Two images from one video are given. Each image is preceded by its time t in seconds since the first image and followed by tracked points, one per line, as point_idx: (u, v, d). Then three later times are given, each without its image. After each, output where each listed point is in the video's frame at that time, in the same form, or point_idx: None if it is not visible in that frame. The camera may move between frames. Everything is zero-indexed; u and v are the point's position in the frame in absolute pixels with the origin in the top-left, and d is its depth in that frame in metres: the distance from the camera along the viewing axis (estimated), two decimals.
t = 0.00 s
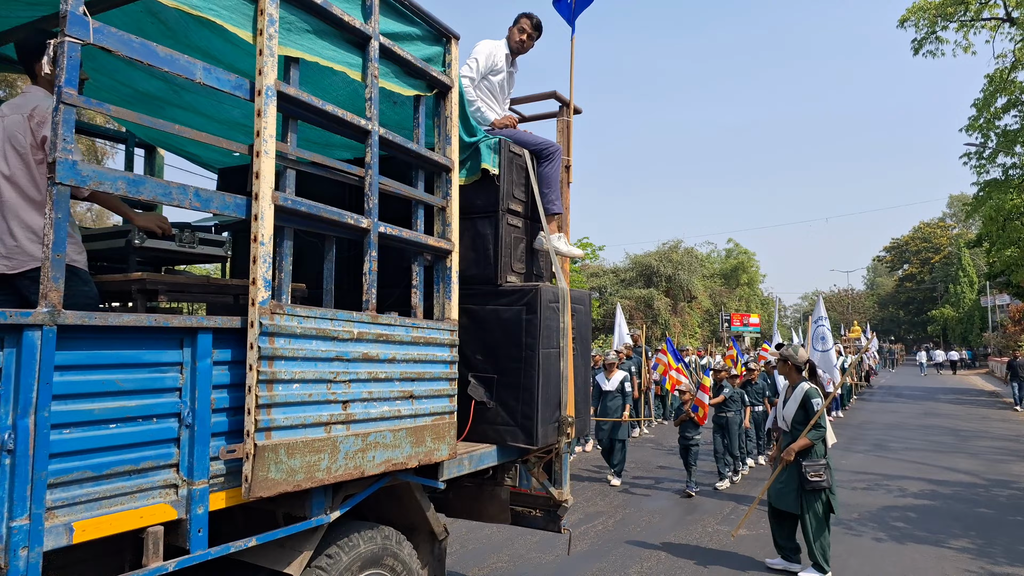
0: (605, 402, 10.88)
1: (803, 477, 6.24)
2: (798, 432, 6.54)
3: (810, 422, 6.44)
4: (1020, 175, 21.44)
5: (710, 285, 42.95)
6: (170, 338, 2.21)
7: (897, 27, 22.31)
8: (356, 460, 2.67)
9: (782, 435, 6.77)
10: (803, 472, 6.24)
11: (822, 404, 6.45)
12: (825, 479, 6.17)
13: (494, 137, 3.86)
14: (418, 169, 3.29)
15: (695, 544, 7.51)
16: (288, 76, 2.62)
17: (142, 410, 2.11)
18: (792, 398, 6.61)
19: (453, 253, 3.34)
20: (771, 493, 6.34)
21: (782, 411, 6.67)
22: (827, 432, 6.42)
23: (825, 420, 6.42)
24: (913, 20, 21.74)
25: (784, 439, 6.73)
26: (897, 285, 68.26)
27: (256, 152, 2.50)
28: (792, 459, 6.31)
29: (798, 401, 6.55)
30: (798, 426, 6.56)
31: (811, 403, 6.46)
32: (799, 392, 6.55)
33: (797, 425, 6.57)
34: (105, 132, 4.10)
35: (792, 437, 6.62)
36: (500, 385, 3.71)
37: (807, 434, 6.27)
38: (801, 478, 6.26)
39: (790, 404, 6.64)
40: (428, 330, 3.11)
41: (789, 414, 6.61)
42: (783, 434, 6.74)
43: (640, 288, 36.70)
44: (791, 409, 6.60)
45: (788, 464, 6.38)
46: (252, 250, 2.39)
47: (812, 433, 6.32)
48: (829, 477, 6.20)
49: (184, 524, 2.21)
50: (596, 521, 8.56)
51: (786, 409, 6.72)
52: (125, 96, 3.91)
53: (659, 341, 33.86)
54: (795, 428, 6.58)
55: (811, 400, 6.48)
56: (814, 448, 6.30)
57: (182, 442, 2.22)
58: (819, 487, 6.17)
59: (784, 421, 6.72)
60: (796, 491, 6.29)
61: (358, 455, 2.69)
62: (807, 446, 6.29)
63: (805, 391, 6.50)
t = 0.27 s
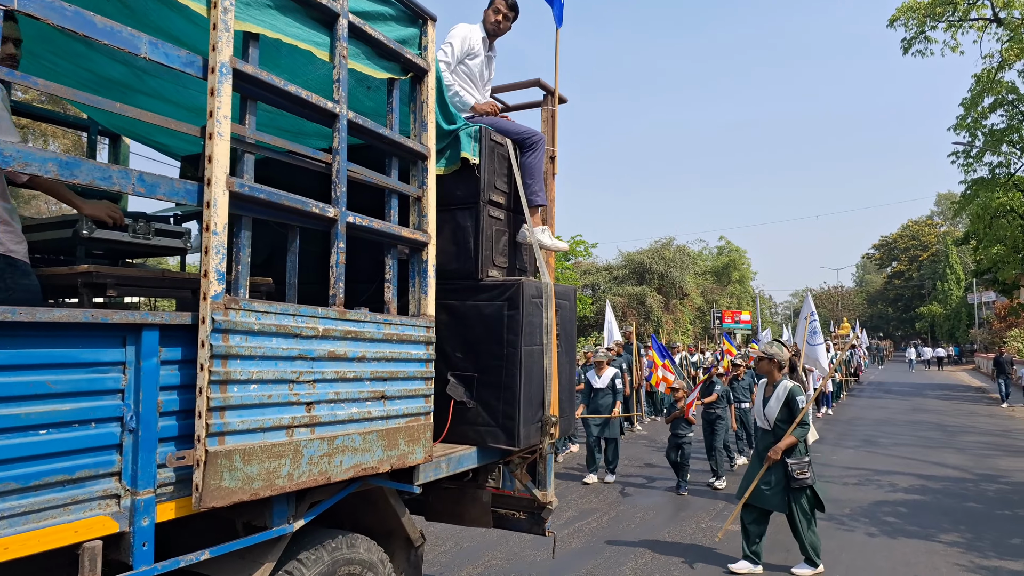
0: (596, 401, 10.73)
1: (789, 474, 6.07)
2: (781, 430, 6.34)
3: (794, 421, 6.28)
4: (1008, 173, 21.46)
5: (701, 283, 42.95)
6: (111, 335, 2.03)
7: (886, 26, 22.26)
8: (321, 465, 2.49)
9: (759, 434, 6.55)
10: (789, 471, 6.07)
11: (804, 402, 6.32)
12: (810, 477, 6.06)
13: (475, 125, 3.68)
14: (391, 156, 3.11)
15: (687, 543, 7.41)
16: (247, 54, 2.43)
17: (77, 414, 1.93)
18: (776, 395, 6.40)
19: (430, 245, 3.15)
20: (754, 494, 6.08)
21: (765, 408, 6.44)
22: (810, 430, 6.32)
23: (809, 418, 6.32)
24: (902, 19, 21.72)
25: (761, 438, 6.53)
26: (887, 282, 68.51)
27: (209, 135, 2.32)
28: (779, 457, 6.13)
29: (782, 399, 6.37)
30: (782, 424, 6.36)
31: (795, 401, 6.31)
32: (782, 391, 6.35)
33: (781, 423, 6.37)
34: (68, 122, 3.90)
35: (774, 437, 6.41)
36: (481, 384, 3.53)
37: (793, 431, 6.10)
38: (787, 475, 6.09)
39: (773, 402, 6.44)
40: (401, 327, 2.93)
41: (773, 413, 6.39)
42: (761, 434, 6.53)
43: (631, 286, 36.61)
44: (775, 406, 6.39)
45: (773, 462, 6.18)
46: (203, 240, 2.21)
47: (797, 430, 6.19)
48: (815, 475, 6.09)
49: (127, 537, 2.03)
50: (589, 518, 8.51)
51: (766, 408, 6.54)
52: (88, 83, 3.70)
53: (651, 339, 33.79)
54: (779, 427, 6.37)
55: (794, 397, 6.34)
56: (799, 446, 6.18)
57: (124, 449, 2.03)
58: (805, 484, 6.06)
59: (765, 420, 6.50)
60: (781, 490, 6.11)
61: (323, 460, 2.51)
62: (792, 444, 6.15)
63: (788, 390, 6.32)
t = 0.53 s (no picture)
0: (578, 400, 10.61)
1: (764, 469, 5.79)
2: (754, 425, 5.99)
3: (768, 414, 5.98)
4: (991, 171, 21.56)
5: (689, 281, 43.00)
6: (41, 335, 1.87)
7: (872, 25, 22.31)
8: (277, 473, 2.34)
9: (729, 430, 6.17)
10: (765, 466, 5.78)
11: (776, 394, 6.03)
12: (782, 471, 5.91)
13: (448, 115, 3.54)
14: (357, 147, 2.96)
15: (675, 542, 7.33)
16: (196, 35, 2.28)
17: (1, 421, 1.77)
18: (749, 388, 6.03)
19: (398, 239, 3.01)
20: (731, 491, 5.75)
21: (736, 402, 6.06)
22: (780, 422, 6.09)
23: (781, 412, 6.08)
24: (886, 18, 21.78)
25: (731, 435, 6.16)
26: (873, 280, 68.94)
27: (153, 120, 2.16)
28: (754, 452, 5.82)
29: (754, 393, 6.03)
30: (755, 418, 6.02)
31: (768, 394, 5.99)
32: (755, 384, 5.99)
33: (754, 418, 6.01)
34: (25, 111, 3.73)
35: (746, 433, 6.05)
36: (454, 385, 3.39)
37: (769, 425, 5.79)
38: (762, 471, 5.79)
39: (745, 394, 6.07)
40: (367, 326, 2.79)
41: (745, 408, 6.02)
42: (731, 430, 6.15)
43: (619, 284, 36.56)
44: (749, 400, 6.02)
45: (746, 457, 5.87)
46: (145, 233, 2.06)
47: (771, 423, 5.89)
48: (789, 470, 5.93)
49: (59, 554, 1.88)
50: (578, 517, 8.44)
51: (737, 401, 6.19)
52: (42, 70, 3.52)
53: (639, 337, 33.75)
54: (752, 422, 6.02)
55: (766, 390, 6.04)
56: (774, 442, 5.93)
57: (56, 458, 1.88)
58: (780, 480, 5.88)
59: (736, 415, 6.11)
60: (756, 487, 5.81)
61: (281, 467, 2.36)
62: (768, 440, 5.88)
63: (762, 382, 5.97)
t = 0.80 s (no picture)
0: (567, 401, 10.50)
1: (758, 471, 5.62)
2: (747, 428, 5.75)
3: (758, 414, 5.79)
4: (990, 171, 21.50)
5: (687, 281, 42.94)
6: None
7: (871, 24, 22.24)
8: (243, 479, 2.24)
9: (720, 434, 5.88)
10: (759, 468, 5.60)
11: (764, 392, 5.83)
12: (772, 470, 5.78)
13: (429, 109, 3.44)
14: (333, 141, 2.85)
15: (673, 545, 7.23)
16: (159, 23, 2.17)
17: None
18: (741, 389, 5.78)
19: (377, 236, 2.90)
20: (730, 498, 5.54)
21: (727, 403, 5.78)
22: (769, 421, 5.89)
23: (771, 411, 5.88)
24: (886, 17, 21.70)
25: (722, 440, 5.86)
26: (871, 280, 68.93)
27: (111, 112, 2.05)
28: (748, 453, 5.62)
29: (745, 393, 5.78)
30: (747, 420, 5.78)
31: (759, 393, 5.78)
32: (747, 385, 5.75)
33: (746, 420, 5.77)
34: None
35: (739, 437, 5.79)
36: (437, 387, 3.29)
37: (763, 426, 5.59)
38: (756, 473, 5.62)
39: (735, 394, 5.81)
40: (343, 327, 2.69)
41: (738, 410, 5.76)
42: (722, 434, 5.86)
43: (618, 284, 36.47)
44: (741, 402, 5.76)
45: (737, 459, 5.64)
46: (101, 229, 1.94)
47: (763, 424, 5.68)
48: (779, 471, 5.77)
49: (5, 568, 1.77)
50: (576, 518, 8.34)
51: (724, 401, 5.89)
52: (9, 63, 3.38)
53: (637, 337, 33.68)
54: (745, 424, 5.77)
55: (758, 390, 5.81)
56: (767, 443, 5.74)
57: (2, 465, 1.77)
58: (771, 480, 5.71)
59: (727, 418, 5.82)
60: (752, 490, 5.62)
61: (247, 474, 2.25)
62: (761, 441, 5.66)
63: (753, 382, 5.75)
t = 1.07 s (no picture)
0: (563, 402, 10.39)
1: (760, 475, 5.39)
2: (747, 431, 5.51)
3: (758, 417, 5.56)
4: (992, 164, 21.39)
5: (688, 279, 42.84)
6: None
7: (870, 18, 22.15)
8: (218, 490, 2.15)
9: (718, 438, 5.63)
10: (761, 472, 5.36)
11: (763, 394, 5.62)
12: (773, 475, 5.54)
13: (414, 106, 3.37)
14: (312, 138, 2.77)
15: (677, 544, 7.15)
16: (124, 18, 2.08)
17: None
18: (741, 391, 5.55)
19: (359, 237, 2.82)
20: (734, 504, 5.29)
21: (726, 405, 5.54)
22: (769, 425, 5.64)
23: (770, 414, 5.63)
24: (886, 11, 21.60)
25: (721, 444, 5.62)
26: (873, 276, 68.78)
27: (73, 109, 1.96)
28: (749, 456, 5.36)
29: (746, 395, 5.53)
30: (747, 423, 5.55)
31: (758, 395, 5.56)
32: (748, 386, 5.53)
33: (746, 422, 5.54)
34: None
35: (739, 440, 5.55)
36: (425, 391, 3.22)
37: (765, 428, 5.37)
38: (758, 477, 5.40)
39: (733, 396, 5.58)
40: (324, 330, 2.61)
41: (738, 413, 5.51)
42: (721, 438, 5.60)
43: (619, 283, 36.37)
44: (741, 403, 5.52)
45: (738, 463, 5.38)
46: (62, 231, 1.86)
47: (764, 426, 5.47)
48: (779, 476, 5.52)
49: None
50: (580, 518, 8.25)
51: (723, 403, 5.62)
52: None
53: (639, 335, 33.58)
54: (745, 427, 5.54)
55: (759, 392, 5.56)
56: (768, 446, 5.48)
57: None
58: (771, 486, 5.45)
59: (726, 420, 5.58)
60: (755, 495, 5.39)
61: (222, 485, 2.17)
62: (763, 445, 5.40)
63: (751, 384, 5.55)
